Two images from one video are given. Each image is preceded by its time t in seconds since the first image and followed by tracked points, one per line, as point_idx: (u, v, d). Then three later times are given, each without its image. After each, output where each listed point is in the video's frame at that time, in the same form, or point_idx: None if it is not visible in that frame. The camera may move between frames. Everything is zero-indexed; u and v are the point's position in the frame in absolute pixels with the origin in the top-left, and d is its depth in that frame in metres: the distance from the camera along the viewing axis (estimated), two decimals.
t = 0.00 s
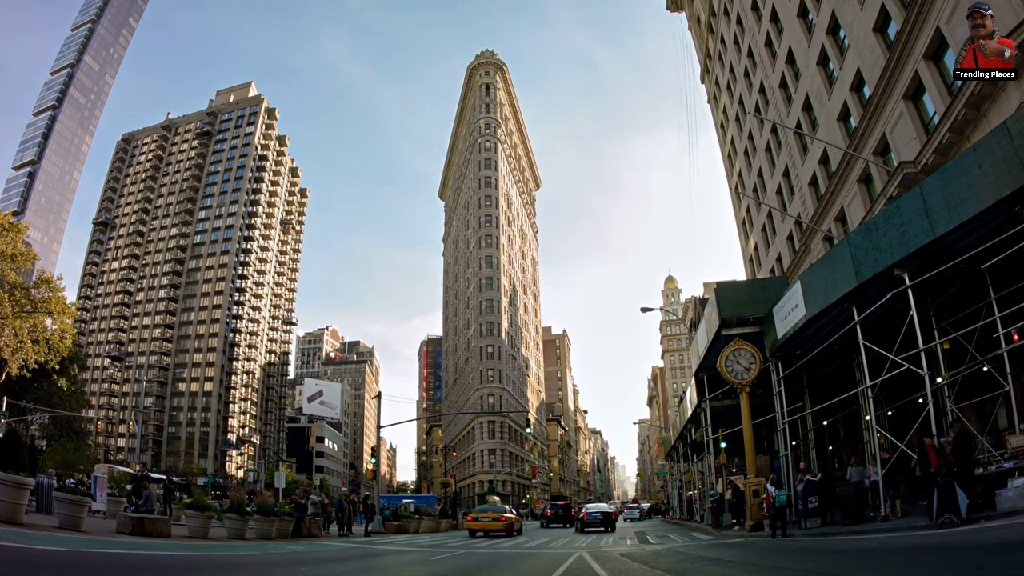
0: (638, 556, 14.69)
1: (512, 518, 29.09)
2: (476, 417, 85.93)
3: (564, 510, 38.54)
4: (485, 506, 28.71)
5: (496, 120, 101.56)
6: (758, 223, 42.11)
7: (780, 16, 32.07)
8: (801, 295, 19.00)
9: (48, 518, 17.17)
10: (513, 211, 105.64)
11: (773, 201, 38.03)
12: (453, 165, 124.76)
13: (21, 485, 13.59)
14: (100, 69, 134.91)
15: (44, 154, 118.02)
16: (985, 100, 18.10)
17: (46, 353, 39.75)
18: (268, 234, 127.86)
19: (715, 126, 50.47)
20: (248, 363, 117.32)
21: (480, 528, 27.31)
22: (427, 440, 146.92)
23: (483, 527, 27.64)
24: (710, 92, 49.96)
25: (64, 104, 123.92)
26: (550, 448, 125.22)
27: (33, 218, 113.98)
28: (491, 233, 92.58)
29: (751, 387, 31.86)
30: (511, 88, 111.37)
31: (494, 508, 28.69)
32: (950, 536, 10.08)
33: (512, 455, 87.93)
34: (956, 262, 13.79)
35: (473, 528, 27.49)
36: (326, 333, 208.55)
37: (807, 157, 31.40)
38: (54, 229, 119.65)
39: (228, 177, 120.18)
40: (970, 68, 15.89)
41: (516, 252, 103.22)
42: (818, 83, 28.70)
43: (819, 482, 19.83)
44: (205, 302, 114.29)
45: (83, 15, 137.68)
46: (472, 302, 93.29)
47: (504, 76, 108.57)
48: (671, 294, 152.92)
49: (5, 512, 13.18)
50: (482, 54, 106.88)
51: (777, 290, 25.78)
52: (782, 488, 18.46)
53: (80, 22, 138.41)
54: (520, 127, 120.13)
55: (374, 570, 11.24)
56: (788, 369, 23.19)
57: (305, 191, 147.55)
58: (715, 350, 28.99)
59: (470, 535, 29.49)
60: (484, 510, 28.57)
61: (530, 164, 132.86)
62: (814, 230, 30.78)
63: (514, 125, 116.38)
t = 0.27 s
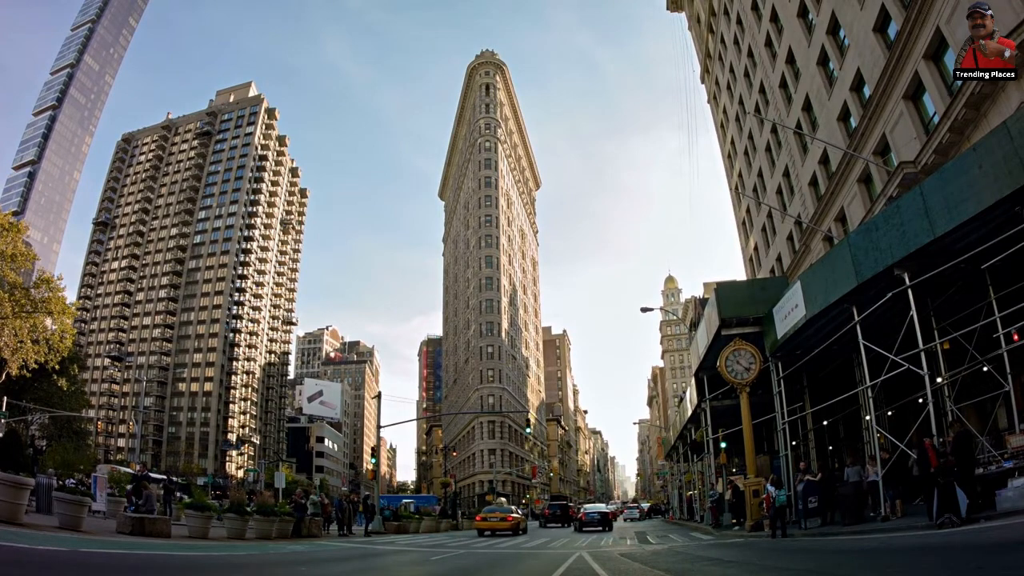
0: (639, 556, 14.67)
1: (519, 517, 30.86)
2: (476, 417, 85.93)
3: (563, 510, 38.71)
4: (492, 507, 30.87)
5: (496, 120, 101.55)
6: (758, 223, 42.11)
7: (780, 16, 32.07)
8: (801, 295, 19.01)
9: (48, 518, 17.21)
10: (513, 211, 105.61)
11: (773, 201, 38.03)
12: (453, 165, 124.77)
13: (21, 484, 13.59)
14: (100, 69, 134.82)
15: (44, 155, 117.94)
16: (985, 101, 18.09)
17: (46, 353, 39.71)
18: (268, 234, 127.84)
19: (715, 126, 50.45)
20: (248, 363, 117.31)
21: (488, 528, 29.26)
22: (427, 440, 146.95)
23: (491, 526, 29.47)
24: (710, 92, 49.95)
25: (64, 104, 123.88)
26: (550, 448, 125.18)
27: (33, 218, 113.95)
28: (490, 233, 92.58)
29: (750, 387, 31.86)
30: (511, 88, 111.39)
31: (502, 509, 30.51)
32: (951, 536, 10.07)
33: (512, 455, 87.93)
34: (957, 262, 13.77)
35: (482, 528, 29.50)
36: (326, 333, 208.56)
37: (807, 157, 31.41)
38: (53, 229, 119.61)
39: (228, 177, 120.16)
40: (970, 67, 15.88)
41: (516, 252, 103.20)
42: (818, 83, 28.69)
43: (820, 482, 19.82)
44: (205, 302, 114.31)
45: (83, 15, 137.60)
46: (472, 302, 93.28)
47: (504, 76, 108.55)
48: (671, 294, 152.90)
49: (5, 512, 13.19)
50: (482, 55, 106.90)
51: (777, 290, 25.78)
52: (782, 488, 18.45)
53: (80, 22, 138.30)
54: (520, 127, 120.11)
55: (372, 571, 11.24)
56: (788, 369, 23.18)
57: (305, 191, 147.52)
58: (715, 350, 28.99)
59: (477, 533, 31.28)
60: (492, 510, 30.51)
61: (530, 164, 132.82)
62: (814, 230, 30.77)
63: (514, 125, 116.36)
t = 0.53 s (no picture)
0: (638, 556, 14.67)
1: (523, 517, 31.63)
2: (476, 417, 85.93)
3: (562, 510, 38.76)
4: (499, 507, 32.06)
5: (496, 120, 101.54)
6: (758, 223, 42.11)
7: (780, 16, 32.07)
8: (800, 294, 19.01)
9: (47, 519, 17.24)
10: (513, 211, 105.59)
11: (773, 201, 38.02)
12: (453, 165, 124.81)
13: (21, 484, 13.57)
14: (100, 69, 134.75)
15: (44, 154, 117.87)
16: (985, 100, 18.09)
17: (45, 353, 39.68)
18: (268, 234, 127.82)
19: (715, 126, 50.44)
20: (248, 363, 117.29)
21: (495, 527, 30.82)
22: (427, 440, 146.91)
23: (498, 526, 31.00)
24: (710, 92, 49.96)
25: (64, 104, 123.82)
26: (550, 448, 125.15)
27: (33, 217, 113.91)
28: (490, 233, 92.59)
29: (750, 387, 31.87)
30: (511, 88, 111.41)
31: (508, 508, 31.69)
32: (950, 536, 10.07)
33: (512, 455, 87.97)
34: (957, 261, 13.76)
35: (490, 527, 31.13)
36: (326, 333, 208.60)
37: (807, 157, 31.41)
38: (53, 229, 119.58)
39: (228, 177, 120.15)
40: (970, 67, 15.90)
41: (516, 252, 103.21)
42: (818, 83, 28.69)
43: (820, 482, 19.82)
44: (205, 301, 114.32)
45: (83, 15, 137.53)
46: (472, 302, 93.28)
47: (504, 76, 108.57)
48: (671, 294, 152.87)
49: (5, 512, 13.20)
50: (482, 55, 106.93)
51: (777, 290, 25.80)
52: (781, 488, 18.45)
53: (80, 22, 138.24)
54: (520, 126, 120.11)
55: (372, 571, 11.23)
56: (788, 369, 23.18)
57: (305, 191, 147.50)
58: (715, 350, 29.00)
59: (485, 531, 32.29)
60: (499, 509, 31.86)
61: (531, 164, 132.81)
62: (814, 230, 30.78)
63: (514, 125, 116.40)
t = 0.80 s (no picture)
0: (638, 556, 14.66)
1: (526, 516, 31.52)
2: (476, 417, 85.92)
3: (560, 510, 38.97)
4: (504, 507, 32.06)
5: (496, 120, 101.58)
6: (758, 223, 42.12)
7: (780, 16, 32.08)
8: (800, 294, 19.01)
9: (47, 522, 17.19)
10: (513, 211, 105.65)
11: (773, 201, 38.03)
12: (453, 165, 124.88)
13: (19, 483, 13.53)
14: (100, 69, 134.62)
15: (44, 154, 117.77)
16: (985, 101, 18.11)
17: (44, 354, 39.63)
18: (268, 234, 127.79)
19: (715, 126, 50.46)
20: (248, 363, 117.23)
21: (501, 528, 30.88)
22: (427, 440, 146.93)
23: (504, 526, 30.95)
24: (710, 92, 49.99)
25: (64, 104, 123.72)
26: (550, 448, 125.16)
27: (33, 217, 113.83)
28: (491, 233, 92.61)
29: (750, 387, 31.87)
30: (511, 88, 111.47)
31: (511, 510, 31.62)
32: (950, 536, 10.09)
33: (512, 455, 88.01)
34: (957, 261, 13.77)
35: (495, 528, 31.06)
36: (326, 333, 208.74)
37: (807, 157, 31.42)
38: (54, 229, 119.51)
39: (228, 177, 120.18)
40: (970, 67, 15.94)
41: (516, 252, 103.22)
42: (818, 83, 28.71)
43: (820, 482, 19.83)
44: (205, 301, 114.34)
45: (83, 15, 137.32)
46: (472, 303, 93.30)
47: (504, 76, 108.63)
48: (671, 294, 152.85)
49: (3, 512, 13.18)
50: (482, 55, 107.01)
51: (776, 290, 25.86)
52: (781, 488, 18.45)
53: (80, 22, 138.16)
54: (520, 127, 120.15)
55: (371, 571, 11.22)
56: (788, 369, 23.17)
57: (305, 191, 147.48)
58: (715, 350, 28.98)
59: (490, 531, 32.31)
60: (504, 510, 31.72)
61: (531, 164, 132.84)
62: (813, 229, 30.77)
63: (514, 125, 116.40)
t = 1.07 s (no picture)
0: (638, 556, 14.65)
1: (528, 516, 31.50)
2: (476, 417, 85.85)
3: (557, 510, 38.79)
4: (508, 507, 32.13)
5: (496, 120, 101.56)
6: (758, 223, 42.12)
7: (781, 16, 32.08)
8: (800, 294, 19.01)
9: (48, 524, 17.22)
10: (512, 211, 105.64)
11: (773, 201, 38.03)
12: (453, 165, 124.88)
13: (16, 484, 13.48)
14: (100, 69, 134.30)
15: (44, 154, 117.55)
16: (985, 101, 18.11)
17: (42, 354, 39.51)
18: (268, 234, 127.76)
19: (715, 125, 50.44)
20: (248, 363, 117.17)
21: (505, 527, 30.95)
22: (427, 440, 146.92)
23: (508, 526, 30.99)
24: (710, 91, 49.98)
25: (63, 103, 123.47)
26: (549, 448, 125.10)
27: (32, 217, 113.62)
28: (491, 233, 92.56)
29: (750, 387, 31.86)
30: (511, 88, 111.46)
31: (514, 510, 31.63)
32: (948, 536, 10.11)
33: (512, 455, 88.01)
34: (957, 262, 13.76)
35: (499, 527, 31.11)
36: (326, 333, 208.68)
37: (807, 157, 31.42)
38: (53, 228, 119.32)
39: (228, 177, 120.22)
40: (969, 67, 15.97)
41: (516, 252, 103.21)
42: (818, 83, 28.70)
43: (820, 482, 19.82)
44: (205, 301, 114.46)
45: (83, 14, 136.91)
46: (472, 303, 93.25)
47: (504, 76, 108.64)
48: (671, 294, 152.80)
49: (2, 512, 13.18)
50: (482, 55, 107.01)
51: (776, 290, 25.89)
52: (781, 488, 18.46)
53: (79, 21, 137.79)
54: (520, 127, 120.12)
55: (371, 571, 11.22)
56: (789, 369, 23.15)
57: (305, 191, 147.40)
58: (715, 350, 28.98)
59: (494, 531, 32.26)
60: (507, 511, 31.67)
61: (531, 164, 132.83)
62: (813, 229, 30.78)
63: (514, 125, 116.36)
